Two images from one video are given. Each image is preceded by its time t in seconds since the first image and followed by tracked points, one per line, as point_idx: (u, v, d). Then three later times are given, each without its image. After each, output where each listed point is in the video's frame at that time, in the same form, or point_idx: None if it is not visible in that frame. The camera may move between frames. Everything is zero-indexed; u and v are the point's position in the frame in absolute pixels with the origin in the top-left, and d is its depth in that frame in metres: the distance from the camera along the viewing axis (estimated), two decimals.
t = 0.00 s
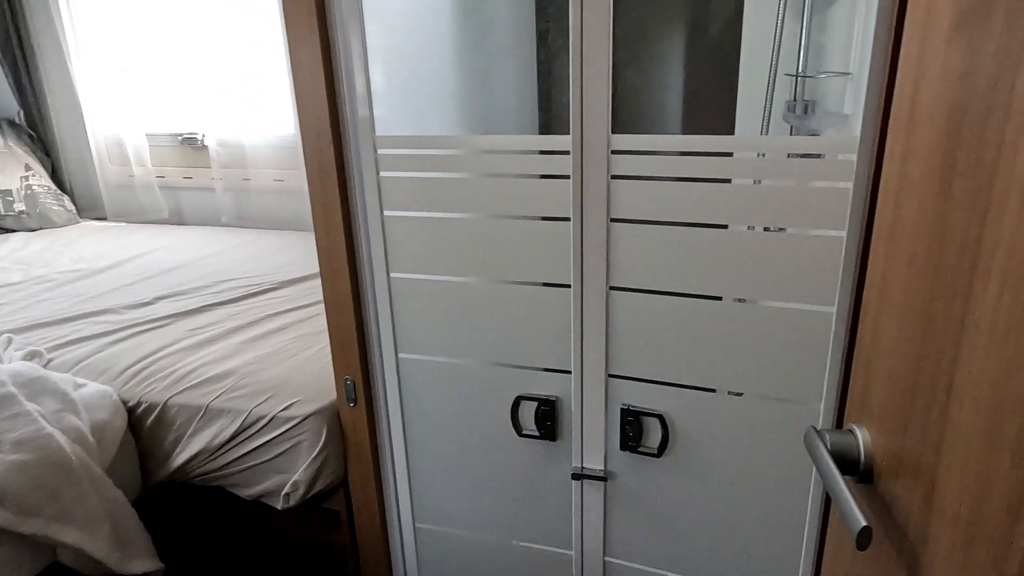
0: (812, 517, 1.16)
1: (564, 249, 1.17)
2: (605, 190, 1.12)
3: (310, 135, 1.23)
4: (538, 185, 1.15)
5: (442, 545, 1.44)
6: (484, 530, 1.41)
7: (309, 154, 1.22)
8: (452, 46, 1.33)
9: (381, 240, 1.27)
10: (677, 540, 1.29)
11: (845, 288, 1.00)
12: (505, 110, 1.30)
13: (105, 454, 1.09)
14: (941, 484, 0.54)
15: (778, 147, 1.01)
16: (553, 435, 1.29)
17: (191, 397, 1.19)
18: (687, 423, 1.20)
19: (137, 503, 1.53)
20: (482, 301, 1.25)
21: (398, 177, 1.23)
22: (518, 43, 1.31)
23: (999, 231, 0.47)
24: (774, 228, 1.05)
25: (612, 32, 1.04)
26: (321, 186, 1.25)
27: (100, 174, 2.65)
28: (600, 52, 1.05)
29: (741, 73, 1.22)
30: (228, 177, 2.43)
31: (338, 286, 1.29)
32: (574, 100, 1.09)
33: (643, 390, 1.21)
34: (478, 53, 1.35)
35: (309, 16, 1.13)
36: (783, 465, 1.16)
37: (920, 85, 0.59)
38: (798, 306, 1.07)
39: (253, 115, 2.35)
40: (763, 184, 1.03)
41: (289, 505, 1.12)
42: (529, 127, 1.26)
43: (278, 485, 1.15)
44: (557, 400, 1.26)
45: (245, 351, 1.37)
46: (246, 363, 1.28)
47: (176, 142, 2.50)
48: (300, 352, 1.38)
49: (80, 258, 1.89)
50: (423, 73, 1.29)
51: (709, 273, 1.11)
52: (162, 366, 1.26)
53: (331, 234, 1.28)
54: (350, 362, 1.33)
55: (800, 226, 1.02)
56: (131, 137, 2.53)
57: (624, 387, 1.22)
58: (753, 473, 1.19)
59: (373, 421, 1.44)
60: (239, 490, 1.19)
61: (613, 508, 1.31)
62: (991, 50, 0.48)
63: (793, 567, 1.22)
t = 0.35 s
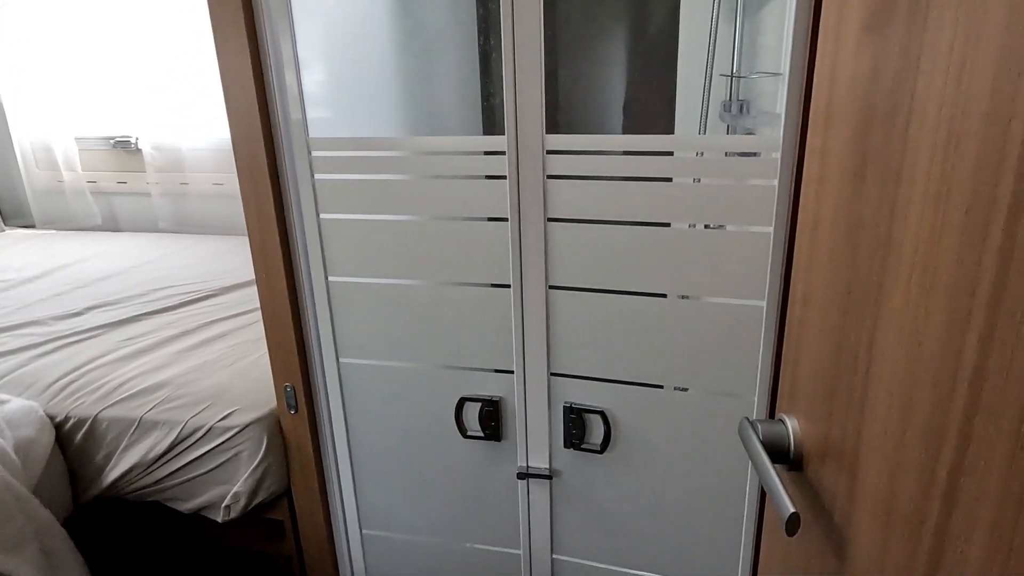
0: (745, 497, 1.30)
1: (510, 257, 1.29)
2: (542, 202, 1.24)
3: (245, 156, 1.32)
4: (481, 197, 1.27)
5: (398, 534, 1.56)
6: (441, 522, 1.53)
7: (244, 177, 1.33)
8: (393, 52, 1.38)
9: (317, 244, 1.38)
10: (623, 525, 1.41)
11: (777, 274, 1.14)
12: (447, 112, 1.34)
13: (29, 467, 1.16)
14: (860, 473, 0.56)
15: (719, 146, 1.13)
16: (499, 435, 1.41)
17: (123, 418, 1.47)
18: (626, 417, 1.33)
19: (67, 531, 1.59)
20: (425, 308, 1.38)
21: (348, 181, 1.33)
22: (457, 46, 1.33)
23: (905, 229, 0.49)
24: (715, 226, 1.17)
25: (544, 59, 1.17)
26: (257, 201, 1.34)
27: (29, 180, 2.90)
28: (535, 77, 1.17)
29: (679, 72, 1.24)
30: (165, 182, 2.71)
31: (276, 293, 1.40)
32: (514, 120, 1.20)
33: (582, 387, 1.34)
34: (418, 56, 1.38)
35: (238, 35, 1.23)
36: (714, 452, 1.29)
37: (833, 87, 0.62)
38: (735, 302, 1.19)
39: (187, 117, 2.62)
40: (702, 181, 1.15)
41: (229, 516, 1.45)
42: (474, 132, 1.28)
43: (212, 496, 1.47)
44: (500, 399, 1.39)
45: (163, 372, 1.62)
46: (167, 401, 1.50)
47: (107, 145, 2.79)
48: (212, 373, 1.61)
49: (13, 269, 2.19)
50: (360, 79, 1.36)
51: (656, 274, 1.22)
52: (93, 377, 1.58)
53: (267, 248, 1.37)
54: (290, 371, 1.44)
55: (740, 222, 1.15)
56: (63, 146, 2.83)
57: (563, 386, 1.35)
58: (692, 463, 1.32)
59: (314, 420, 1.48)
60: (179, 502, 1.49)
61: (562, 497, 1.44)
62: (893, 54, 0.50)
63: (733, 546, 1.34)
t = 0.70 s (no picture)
0: (709, 496, 1.31)
1: (471, 261, 1.28)
2: (503, 205, 1.23)
3: (192, 164, 1.28)
4: (440, 201, 1.25)
5: (361, 544, 1.54)
6: (406, 532, 1.51)
7: (192, 185, 1.28)
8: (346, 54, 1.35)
9: (271, 251, 1.34)
10: (589, 528, 1.41)
11: (736, 273, 1.16)
12: (404, 116, 1.32)
13: None
14: (822, 470, 0.57)
15: (675, 147, 1.14)
16: (463, 442, 1.40)
17: (66, 438, 1.43)
18: (591, 419, 1.33)
19: (12, 555, 1.59)
20: (384, 315, 1.36)
21: (302, 185, 1.30)
22: (413, 47, 1.31)
23: (861, 229, 0.50)
24: (672, 226, 1.17)
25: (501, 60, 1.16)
26: (205, 207, 1.30)
27: None
28: (492, 77, 1.16)
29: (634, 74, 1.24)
30: (109, 187, 2.64)
31: (229, 302, 1.36)
32: (472, 123, 1.19)
33: (545, 390, 1.33)
34: (373, 57, 1.36)
35: (184, 36, 1.19)
36: (678, 452, 1.30)
37: (788, 87, 0.62)
38: (694, 303, 1.20)
39: (134, 120, 2.56)
40: (660, 182, 1.16)
41: (184, 536, 1.43)
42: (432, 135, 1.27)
43: (165, 515, 1.45)
44: (464, 405, 1.38)
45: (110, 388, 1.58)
46: (113, 419, 1.46)
47: (45, 149, 2.69)
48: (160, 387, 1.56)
49: None
50: (314, 82, 1.32)
51: (616, 275, 1.23)
52: (37, 395, 1.53)
53: (217, 256, 1.33)
54: (245, 384, 1.41)
55: (697, 222, 1.16)
56: None
57: (527, 390, 1.34)
58: (656, 464, 1.32)
59: (271, 431, 1.45)
60: (131, 524, 1.47)
61: (527, 502, 1.43)
62: (847, 55, 0.51)
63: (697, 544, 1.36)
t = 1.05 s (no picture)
0: (688, 490, 1.32)
1: (443, 258, 1.26)
2: (476, 201, 1.21)
3: (151, 163, 1.23)
4: (412, 197, 1.23)
5: (336, 549, 1.51)
6: (382, 536, 1.48)
7: (152, 187, 1.24)
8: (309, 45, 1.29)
9: (237, 252, 1.32)
10: (569, 525, 1.41)
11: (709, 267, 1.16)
12: (371, 110, 1.29)
13: None
14: (807, 459, 0.57)
15: (644, 139, 1.14)
16: (439, 442, 1.38)
17: (21, 449, 1.43)
18: (568, 415, 1.32)
19: None
20: (356, 314, 1.33)
21: (268, 183, 1.27)
22: (380, 39, 1.28)
23: (844, 217, 0.50)
24: (643, 219, 1.17)
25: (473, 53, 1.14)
26: (166, 210, 1.26)
27: None
28: (465, 71, 1.14)
29: (602, 67, 1.24)
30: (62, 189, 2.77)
31: (193, 306, 1.31)
32: (445, 119, 1.17)
33: (520, 387, 1.32)
34: (338, 47, 1.31)
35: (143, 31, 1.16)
36: (656, 446, 1.31)
37: (765, 77, 0.62)
38: (666, 295, 1.20)
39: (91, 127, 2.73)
40: (630, 175, 1.16)
41: (148, 548, 1.41)
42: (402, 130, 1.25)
43: (127, 528, 1.44)
44: (439, 405, 1.36)
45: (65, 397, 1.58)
46: (70, 430, 1.46)
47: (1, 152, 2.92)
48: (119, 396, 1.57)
49: None
50: (276, 78, 1.28)
51: (588, 269, 1.22)
52: None
53: (179, 258, 1.29)
54: (212, 388, 1.37)
55: (667, 215, 1.16)
56: None
57: (503, 388, 1.33)
58: (634, 458, 1.32)
59: (240, 437, 1.43)
60: (92, 538, 1.45)
61: (505, 502, 1.41)
62: (827, 42, 0.51)
63: (677, 538, 1.36)
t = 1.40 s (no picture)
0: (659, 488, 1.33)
1: (412, 263, 1.25)
2: (445, 206, 1.21)
3: (109, 170, 1.20)
4: (380, 202, 1.22)
5: (308, 559, 1.49)
6: (355, 544, 1.47)
7: (110, 195, 1.22)
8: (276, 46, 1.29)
9: (201, 260, 1.29)
10: (543, 528, 1.41)
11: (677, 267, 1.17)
12: (336, 114, 1.28)
13: None
14: (775, 456, 0.58)
15: (610, 142, 1.15)
16: (411, 448, 1.37)
17: None
18: (541, 418, 1.32)
19: None
20: (324, 320, 1.31)
21: (233, 188, 1.25)
22: (345, 43, 1.28)
23: (807, 218, 0.51)
24: (611, 221, 1.18)
25: (439, 55, 1.14)
26: (126, 219, 1.23)
27: None
28: (431, 74, 1.13)
29: (568, 70, 1.24)
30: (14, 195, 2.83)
31: (156, 315, 1.29)
32: (412, 123, 1.16)
33: (492, 391, 1.32)
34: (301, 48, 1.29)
35: (97, 35, 1.13)
36: (628, 447, 1.32)
37: (728, 81, 0.63)
38: (634, 296, 1.22)
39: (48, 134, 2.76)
40: (597, 177, 1.17)
41: (111, 565, 1.37)
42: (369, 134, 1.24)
43: (89, 545, 1.40)
44: (410, 411, 1.35)
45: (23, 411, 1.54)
46: (28, 445, 1.43)
47: None
48: (79, 409, 1.53)
49: None
50: (241, 79, 1.27)
51: (557, 272, 1.23)
52: None
53: (141, 267, 1.26)
54: (176, 400, 1.33)
55: (634, 217, 1.17)
56: None
57: (474, 392, 1.32)
58: (607, 459, 1.33)
59: (206, 448, 1.40)
60: (52, 557, 1.41)
61: (479, 506, 1.41)
62: (787, 47, 0.52)
63: (649, 536, 1.37)
